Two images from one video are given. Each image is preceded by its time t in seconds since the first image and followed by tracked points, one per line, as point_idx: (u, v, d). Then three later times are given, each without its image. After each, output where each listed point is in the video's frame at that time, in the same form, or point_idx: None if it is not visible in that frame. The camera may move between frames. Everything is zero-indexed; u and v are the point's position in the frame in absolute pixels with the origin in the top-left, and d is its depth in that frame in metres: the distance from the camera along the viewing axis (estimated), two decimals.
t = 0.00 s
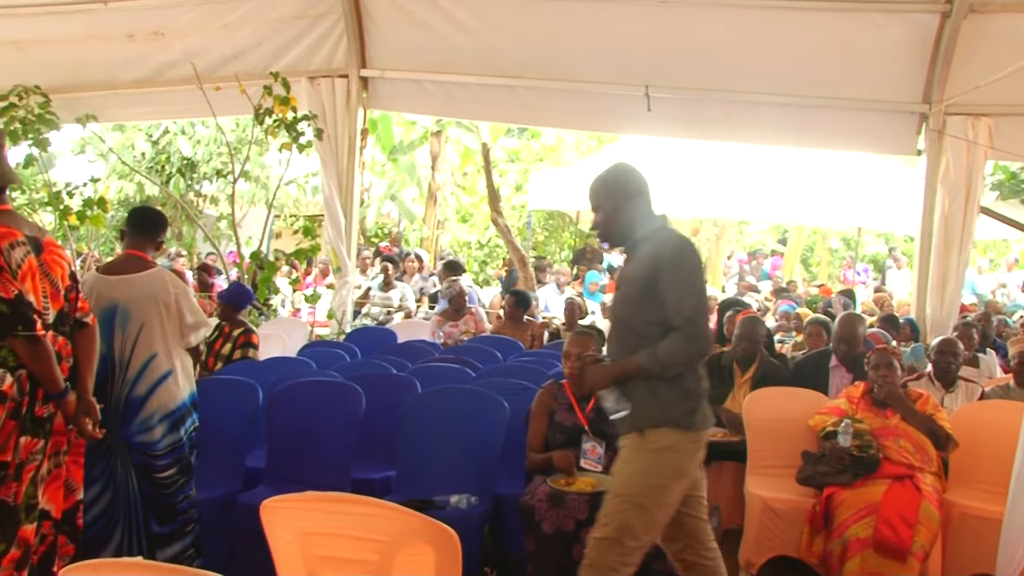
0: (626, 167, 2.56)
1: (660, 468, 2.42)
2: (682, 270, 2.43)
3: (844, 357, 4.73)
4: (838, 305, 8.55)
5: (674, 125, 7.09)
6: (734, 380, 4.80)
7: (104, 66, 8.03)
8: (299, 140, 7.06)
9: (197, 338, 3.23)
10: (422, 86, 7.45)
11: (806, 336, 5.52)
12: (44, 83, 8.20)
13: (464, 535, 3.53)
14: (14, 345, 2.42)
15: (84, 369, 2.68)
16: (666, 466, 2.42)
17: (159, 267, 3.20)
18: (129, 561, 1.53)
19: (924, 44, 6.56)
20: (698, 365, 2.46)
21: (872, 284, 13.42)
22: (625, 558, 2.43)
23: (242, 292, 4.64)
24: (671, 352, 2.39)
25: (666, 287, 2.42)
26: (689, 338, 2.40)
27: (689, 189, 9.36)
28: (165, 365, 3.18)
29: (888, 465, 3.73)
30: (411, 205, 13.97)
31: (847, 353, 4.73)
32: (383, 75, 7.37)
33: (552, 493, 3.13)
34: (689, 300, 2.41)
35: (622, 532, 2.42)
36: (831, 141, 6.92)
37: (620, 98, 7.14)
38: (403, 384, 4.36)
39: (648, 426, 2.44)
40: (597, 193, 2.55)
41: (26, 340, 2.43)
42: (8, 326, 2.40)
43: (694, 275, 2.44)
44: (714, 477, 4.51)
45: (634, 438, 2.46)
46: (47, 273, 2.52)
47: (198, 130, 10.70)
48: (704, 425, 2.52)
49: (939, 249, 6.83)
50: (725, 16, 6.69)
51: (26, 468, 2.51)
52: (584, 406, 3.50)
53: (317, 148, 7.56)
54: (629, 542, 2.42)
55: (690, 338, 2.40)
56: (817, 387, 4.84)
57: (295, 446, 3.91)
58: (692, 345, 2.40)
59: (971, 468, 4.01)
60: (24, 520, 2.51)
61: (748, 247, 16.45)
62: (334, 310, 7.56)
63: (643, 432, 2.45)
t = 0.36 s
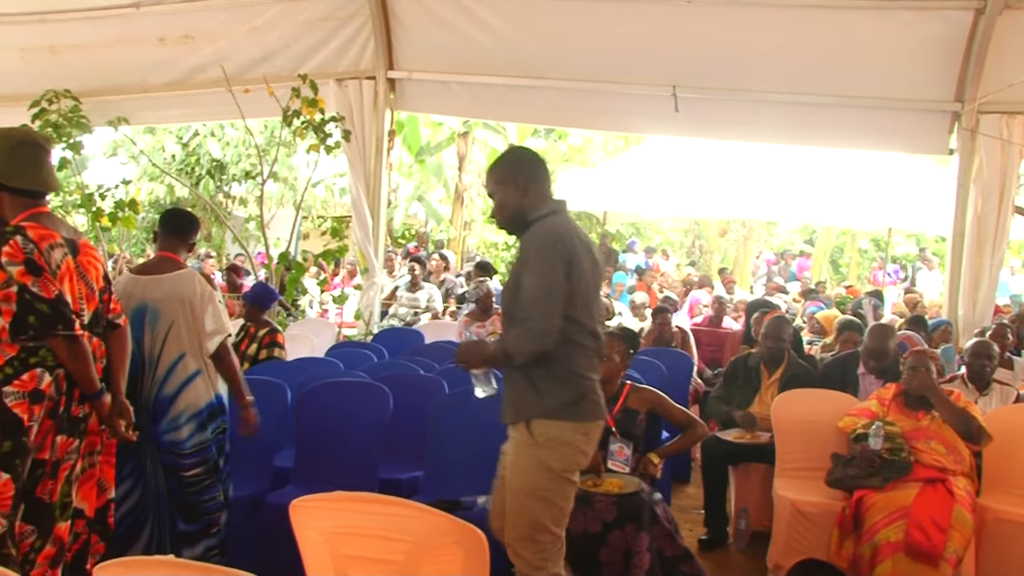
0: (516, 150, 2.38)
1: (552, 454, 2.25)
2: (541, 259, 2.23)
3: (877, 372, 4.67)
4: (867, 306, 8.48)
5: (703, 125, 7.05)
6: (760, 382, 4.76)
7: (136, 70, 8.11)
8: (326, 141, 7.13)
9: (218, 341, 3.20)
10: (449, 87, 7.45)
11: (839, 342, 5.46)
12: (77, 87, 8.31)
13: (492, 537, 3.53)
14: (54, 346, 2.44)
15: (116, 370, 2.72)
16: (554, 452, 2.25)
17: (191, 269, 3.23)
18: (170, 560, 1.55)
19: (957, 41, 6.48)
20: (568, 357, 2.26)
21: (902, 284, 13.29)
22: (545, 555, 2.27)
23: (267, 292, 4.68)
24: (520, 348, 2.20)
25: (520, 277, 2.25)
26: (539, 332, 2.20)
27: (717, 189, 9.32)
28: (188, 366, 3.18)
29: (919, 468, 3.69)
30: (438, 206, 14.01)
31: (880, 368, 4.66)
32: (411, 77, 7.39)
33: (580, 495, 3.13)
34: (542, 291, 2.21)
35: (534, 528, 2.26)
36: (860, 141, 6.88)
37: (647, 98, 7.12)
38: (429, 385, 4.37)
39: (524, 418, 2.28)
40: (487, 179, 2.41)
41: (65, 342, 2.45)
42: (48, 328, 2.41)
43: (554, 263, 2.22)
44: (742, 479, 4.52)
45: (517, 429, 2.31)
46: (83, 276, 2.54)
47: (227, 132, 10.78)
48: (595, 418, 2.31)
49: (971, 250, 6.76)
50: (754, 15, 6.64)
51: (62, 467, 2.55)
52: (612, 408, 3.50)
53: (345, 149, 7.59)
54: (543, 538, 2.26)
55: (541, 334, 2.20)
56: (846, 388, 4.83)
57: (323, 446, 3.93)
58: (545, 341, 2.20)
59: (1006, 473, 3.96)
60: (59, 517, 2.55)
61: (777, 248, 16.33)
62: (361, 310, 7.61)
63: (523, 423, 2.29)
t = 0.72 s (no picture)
0: (440, 157, 2.64)
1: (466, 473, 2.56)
2: (449, 258, 2.49)
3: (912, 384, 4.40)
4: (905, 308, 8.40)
5: (737, 126, 7.01)
6: (795, 384, 4.71)
7: (174, 74, 8.22)
8: (360, 143, 7.19)
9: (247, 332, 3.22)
10: (482, 89, 7.46)
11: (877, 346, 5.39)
12: (117, 92, 8.43)
13: (527, 538, 3.55)
14: (89, 351, 2.38)
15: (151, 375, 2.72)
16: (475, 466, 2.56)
17: (226, 270, 3.26)
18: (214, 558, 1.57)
19: (997, 39, 6.38)
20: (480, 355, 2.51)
21: (940, 286, 13.13)
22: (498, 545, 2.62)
23: (299, 291, 4.71)
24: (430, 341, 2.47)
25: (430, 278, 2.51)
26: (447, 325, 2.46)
27: (751, 190, 9.27)
28: (224, 366, 3.21)
29: (959, 473, 3.64)
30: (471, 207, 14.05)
31: (914, 380, 4.40)
32: (444, 79, 7.42)
33: (613, 496, 3.11)
34: (449, 289, 2.47)
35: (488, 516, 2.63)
36: (897, 141, 6.80)
37: (680, 98, 7.10)
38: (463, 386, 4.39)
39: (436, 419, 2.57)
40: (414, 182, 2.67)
41: (103, 347, 2.39)
42: (90, 329, 2.36)
43: (463, 263, 2.48)
44: (777, 483, 4.43)
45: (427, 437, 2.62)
46: (122, 277, 2.56)
47: (263, 135, 10.89)
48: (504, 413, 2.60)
49: (1012, 252, 6.66)
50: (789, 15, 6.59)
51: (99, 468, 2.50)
52: (646, 409, 3.49)
53: (379, 150, 7.66)
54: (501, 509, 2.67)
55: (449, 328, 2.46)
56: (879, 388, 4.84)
57: (358, 446, 3.97)
58: (454, 334, 2.46)
59: None
60: (94, 516, 2.50)
61: (812, 249, 16.20)
62: (395, 311, 7.66)
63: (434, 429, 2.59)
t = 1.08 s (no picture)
0: (368, 162, 2.96)
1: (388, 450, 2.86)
2: (392, 246, 2.77)
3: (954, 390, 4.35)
4: (944, 309, 8.29)
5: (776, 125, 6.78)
6: (830, 386, 4.64)
7: (212, 77, 8.32)
8: (395, 145, 7.24)
9: (280, 340, 3.26)
10: (517, 90, 7.46)
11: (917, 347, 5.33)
12: (157, 96, 8.55)
13: (563, 540, 3.56)
14: (99, 364, 2.33)
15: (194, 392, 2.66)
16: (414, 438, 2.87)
17: (255, 271, 3.28)
18: (245, 557, 1.59)
19: None
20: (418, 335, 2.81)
21: (980, 288, 12.94)
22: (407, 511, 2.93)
23: (336, 293, 4.70)
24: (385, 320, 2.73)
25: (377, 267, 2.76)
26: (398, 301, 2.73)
27: (787, 191, 9.20)
28: (254, 372, 3.22)
29: (1002, 480, 3.59)
30: (506, 209, 14.06)
31: (955, 386, 4.35)
32: (478, 80, 7.44)
33: (649, 499, 3.10)
34: (396, 272, 2.75)
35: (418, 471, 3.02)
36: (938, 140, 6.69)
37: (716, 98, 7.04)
38: (497, 388, 4.39)
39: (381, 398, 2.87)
40: (341, 184, 2.95)
41: (116, 358, 2.33)
42: (114, 341, 2.33)
43: (406, 248, 2.78)
44: (814, 486, 4.40)
45: (362, 418, 2.90)
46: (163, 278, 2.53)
47: (299, 137, 10.99)
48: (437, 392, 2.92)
49: None
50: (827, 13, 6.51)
51: (147, 460, 2.50)
52: (682, 412, 3.47)
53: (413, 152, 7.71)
54: (433, 465, 3.04)
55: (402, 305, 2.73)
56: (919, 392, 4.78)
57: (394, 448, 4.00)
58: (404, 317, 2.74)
59: None
60: (148, 501, 2.53)
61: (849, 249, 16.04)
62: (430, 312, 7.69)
63: (373, 409, 2.87)
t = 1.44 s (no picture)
0: (308, 163, 2.84)
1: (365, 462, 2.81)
2: (346, 255, 2.67)
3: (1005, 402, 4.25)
4: (994, 313, 8.14)
5: (824, 130, 6.58)
6: (878, 392, 4.58)
7: (257, 83, 8.41)
8: (437, 148, 7.28)
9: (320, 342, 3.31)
10: (559, 94, 7.45)
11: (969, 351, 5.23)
12: (204, 102, 8.67)
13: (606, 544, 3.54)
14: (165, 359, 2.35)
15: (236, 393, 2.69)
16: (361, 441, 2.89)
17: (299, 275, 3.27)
18: (292, 557, 1.60)
19: None
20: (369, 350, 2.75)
21: None
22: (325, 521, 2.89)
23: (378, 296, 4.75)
24: (335, 341, 2.64)
25: (330, 277, 2.66)
26: (349, 323, 2.64)
27: (833, 194, 9.10)
28: (293, 372, 3.25)
29: None
30: (548, 212, 14.07)
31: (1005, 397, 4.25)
32: (521, 84, 7.44)
33: (692, 504, 3.08)
34: (351, 284, 2.65)
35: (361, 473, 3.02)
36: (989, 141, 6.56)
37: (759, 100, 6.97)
38: (540, 392, 4.38)
39: (321, 408, 2.79)
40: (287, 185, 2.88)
41: (183, 354, 2.36)
42: (181, 337, 2.36)
43: (358, 258, 2.69)
44: (861, 493, 4.34)
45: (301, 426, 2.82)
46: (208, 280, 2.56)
47: (342, 142, 11.09)
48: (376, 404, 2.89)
49: None
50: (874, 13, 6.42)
51: (199, 462, 2.52)
52: (726, 417, 3.44)
53: (456, 156, 7.75)
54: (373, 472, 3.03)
55: (353, 326, 2.64)
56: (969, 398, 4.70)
57: (440, 450, 4.04)
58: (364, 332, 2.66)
59: None
60: (198, 505, 2.54)
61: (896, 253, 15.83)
62: (471, 316, 7.72)
63: (314, 419, 2.80)
